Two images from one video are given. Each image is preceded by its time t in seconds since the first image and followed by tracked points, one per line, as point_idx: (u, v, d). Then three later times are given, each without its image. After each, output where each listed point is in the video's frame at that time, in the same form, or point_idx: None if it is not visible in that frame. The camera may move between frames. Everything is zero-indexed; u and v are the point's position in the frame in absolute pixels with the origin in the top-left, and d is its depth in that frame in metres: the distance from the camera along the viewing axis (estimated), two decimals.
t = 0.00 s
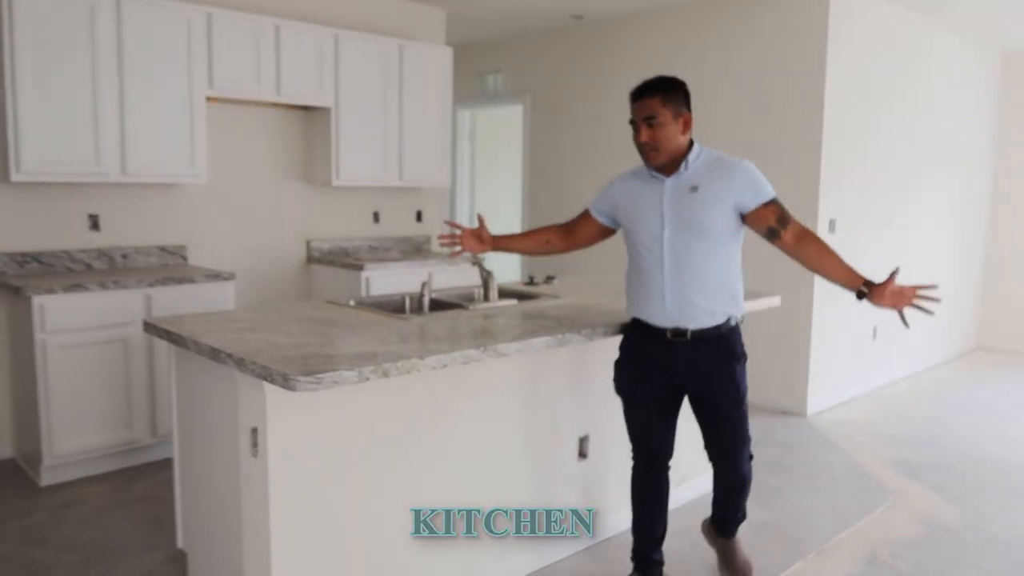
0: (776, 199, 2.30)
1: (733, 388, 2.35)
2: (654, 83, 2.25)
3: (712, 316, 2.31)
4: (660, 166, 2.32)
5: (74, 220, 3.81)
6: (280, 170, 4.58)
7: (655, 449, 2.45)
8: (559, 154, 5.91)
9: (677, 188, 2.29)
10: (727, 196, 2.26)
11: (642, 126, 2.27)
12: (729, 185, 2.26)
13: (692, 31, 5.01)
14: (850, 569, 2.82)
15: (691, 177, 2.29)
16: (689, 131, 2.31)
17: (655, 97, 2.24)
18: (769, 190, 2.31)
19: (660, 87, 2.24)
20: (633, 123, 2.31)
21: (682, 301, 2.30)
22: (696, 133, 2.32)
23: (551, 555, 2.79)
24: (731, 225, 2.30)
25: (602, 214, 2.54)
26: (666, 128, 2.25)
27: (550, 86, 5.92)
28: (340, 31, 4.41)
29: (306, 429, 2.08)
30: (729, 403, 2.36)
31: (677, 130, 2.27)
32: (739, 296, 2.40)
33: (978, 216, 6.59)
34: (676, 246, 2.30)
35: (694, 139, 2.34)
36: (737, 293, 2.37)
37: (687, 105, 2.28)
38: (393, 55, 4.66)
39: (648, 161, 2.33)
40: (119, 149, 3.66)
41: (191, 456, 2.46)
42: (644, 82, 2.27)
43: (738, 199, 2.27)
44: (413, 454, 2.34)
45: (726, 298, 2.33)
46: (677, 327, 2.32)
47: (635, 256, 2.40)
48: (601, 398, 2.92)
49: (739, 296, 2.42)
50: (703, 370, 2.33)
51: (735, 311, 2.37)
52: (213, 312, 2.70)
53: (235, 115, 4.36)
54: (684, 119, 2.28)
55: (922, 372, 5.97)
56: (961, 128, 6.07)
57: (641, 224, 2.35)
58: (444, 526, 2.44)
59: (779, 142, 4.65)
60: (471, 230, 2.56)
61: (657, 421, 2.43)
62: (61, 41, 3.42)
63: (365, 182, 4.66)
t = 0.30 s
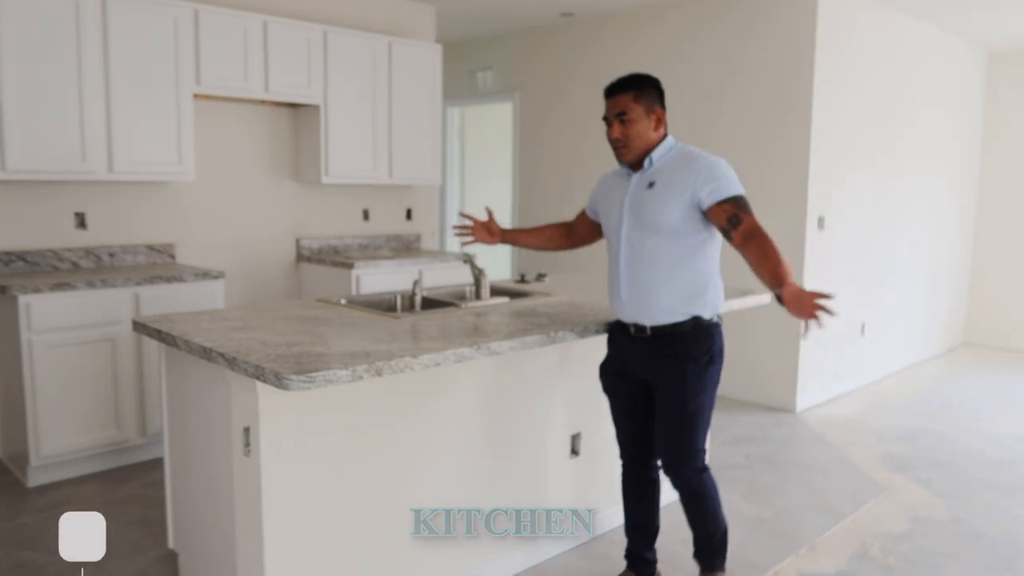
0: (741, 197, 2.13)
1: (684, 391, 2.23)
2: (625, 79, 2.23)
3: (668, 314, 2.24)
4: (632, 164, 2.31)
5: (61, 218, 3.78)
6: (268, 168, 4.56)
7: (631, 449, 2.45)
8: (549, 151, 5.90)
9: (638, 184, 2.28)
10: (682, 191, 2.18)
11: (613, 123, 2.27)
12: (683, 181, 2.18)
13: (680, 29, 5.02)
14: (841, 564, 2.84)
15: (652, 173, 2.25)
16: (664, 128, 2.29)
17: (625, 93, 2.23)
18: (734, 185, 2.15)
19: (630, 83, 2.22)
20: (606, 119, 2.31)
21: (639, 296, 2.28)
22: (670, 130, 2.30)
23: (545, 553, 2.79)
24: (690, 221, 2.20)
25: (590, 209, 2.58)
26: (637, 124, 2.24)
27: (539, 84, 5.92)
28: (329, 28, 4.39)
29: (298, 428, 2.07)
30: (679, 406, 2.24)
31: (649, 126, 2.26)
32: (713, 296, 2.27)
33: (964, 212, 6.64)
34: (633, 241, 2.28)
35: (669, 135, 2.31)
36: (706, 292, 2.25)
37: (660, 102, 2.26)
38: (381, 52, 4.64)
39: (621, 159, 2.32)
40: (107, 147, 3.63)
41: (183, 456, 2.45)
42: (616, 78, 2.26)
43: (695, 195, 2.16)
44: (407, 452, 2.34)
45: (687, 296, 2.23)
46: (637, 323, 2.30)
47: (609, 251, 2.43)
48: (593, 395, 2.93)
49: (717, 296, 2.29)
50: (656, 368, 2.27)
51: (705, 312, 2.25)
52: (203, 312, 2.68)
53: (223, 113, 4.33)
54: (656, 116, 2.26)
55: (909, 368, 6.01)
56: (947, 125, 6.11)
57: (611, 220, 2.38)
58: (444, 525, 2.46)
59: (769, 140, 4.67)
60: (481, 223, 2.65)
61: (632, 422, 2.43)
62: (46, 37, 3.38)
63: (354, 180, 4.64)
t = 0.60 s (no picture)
0: (720, 202, 2.04)
1: (655, 392, 2.21)
2: (635, 73, 2.20)
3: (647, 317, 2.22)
4: (633, 159, 2.30)
5: (60, 219, 3.78)
6: (267, 169, 4.56)
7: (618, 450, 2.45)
8: (547, 151, 5.91)
9: (632, 184, 2.28)
10: (663, 194, 2.15)
11: (620, 117, 2.24)
12: (666, 183, 2.15)
13: (679, 29, 5.02)
14: (841, 563, 2.84)
15: (645, 174, 2.25)
16: (669, 125, 2.27)
17: (635, 87, 2.20)
18: (717, 188, 2.07)
19: (640, 78, 2.19)
20: (613, 112, 2.28)
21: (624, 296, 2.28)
22: (676, 127, 2.28)
23: (546, 552, 2.79)
24: (673, 224, 2.17)
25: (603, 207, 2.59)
26: (643, 120, 2.22)
27: (537, 84, 5.92)
28: (328, 29, 4.39)
29: (298, 429, 2.07)
30: (649, 406, 2.22)
31: (656, 123, 2.23)
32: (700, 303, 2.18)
33: (962, 210, 6.65)
34: (619, 241, 2.29)
35: (675, 132, 2.29)
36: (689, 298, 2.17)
37: (669, 99, 2.24)
38: (380, 52, 4.64)
39: (624, 153, 2.31)
40: (105, 148, 3.63)
41: (183, 457, 2.45)
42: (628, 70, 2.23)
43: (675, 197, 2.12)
44: (407, 452, 2.34)
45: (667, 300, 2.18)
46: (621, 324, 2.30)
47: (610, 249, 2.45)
48: (593, 395, 2.93)
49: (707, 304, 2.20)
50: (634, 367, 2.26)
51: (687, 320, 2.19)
52: (204, 313, 2.68)
53: (222, 114, 4.33)
54: (663, 113, 2.23)
55: (908, 366, 6.01)
56: (944, 124, 6.12)
57: (610, 218, 2.39)
58: (445, 525, 2.46)
59: (767, 139, 4.68)
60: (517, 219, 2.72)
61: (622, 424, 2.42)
62: (44, 38, 3.38)
63: (353, 180, 4.64)
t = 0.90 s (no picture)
0: (710, 208, 1.97)
1: (656, 403, 2.21)
2: (666, 66, 2.17)
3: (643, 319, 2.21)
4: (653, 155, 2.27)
5: (72, 221, 3.80)
6: (277, 170, 4.57)
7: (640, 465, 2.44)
8: (556, 150, 5.91)
9: (645, 181, 2.26)
10: (663, 194, 2.12)
11: (644, 110, 2.22)
12: (667, 184, 2.11)
13: (689, 27, 5.01)
14: (852, 563, 2.83)
15: (656, 172, 2.22)
16: (696, 124, 2.22)
17: (663, 81, 2.17)
18: (716, 189, 2.01)
19: (670, 72, 2.16)
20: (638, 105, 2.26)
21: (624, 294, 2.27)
22: (703, 127, 2.23)
23: (556, 552, 2.79)
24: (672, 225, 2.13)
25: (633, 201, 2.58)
26: (667, 116, 2.18)
27: (547, 83, 5.92)
28: (337, 30, 4.40)
29: (309, 430, 2.08)
30: (653, 417, 2.22)
31: (681, 120, 2.19)
32: (697, 309, 2.16)
33: (973, 209, 6.61)
34: (627, 239, 2.29)
35: (701, 133, 2.23)
36: (685, 304, 2.15)
37: (698, 97, 2.19)
38: (390, 53, 4.65)
39: (645, 148, 2.28)
40: (116, 150, 3.64)
41: (195, 458, 2.46)
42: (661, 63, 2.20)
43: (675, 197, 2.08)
44: (418, 453, 2.35)
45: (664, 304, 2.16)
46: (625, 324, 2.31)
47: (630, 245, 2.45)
48: (603, 395, 2.93)
49: (704, 310, 2.16)
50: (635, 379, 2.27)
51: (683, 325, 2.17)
52: (215, 313, 2.69)
53: (232, 115, 4.34)
54: (690, 110, 2.19)
55: (920, 366, 5.98)
56: (956, 122, 6.08)
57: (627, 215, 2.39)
58: (455, 525, 2.47)
59: (777, 138, 4.66)
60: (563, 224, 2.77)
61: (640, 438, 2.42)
62: (53, 40, 3.39)
63: (363, 181, 4.65)
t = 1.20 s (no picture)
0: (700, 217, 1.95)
1: (666, 407, 2.20)
2: (685, 66, 2.13)
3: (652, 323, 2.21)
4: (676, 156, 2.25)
5: (91, 223, 3.84)
6: (294, 171, 4.59)
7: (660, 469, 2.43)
8: (572, 150, 5.89)
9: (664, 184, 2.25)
10: (669, 198, 2.12)
11: (663, 112, 2.19)
12: (674, 189, 2.10)
13: (705, 25, 4.97)
14: (872, 564, 2.80)
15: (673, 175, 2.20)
16: (719, 124, 2.18)
17: (681, 83, 2.14)
18: (713, 195, 1.99)
19: (689, 72, 2.12)
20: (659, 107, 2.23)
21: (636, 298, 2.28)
22: (727, 126, 2.18)
23: (572, 552, 2.79)
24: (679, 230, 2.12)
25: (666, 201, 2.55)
26: (686, 118, 2.15)
27: (562, 82, 5.91)
28: (352, 32, 4.41)
29: (325, 430, 2.09)
30: (664, 423, 2.22)
31: (701, 121, 2.16)
32: (706, 315, 2.12)
33: (995, 205, 6.52)
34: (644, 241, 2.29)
35: (725, 132, 2.19)
36: (693, 309, 2.12)
37: (719, 96, 2.15)
38: (405, 54, 4.66)
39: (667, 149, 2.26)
40: (134, 152, 3.68)
41: (212, 457, 2.47)
42: (680, 62, 2.16)
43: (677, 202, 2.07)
44: (433, 452, 2.35)
45: (672, 309, 2.14)
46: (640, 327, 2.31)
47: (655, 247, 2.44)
48: (619, 395, 2.92)
49: (714, 316, 2.12)
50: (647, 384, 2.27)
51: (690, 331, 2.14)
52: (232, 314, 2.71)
53: (249, 117, 4.37)
54: (711, 111, 2.15)
55: (940, 365, 5.91)
56: (977, 117, 6.00)
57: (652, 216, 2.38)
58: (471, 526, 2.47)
59: (795, 136, 4.61)
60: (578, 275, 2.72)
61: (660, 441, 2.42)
62: (72, 43, 3.43)
63: (379, 182, 4.66)
